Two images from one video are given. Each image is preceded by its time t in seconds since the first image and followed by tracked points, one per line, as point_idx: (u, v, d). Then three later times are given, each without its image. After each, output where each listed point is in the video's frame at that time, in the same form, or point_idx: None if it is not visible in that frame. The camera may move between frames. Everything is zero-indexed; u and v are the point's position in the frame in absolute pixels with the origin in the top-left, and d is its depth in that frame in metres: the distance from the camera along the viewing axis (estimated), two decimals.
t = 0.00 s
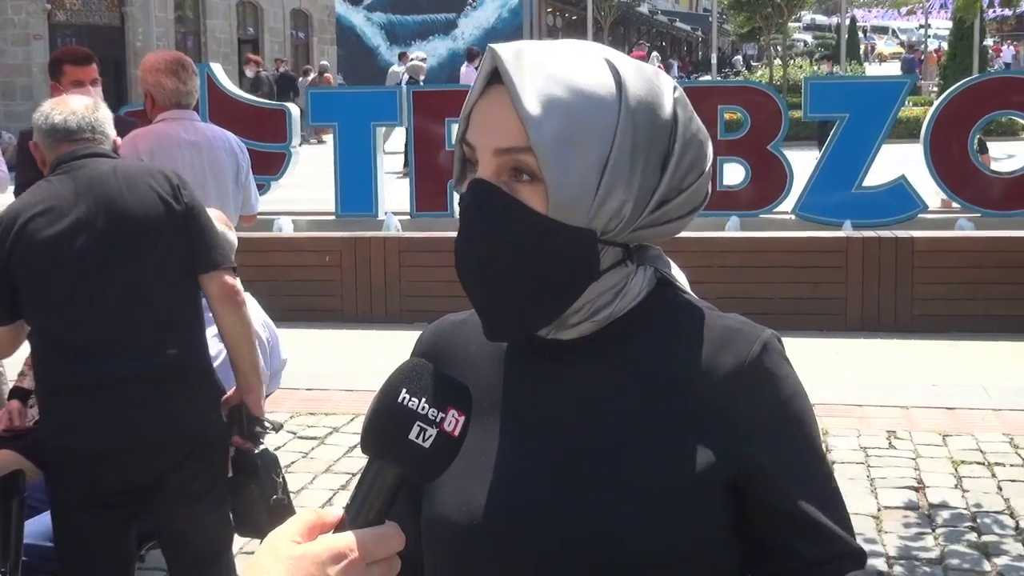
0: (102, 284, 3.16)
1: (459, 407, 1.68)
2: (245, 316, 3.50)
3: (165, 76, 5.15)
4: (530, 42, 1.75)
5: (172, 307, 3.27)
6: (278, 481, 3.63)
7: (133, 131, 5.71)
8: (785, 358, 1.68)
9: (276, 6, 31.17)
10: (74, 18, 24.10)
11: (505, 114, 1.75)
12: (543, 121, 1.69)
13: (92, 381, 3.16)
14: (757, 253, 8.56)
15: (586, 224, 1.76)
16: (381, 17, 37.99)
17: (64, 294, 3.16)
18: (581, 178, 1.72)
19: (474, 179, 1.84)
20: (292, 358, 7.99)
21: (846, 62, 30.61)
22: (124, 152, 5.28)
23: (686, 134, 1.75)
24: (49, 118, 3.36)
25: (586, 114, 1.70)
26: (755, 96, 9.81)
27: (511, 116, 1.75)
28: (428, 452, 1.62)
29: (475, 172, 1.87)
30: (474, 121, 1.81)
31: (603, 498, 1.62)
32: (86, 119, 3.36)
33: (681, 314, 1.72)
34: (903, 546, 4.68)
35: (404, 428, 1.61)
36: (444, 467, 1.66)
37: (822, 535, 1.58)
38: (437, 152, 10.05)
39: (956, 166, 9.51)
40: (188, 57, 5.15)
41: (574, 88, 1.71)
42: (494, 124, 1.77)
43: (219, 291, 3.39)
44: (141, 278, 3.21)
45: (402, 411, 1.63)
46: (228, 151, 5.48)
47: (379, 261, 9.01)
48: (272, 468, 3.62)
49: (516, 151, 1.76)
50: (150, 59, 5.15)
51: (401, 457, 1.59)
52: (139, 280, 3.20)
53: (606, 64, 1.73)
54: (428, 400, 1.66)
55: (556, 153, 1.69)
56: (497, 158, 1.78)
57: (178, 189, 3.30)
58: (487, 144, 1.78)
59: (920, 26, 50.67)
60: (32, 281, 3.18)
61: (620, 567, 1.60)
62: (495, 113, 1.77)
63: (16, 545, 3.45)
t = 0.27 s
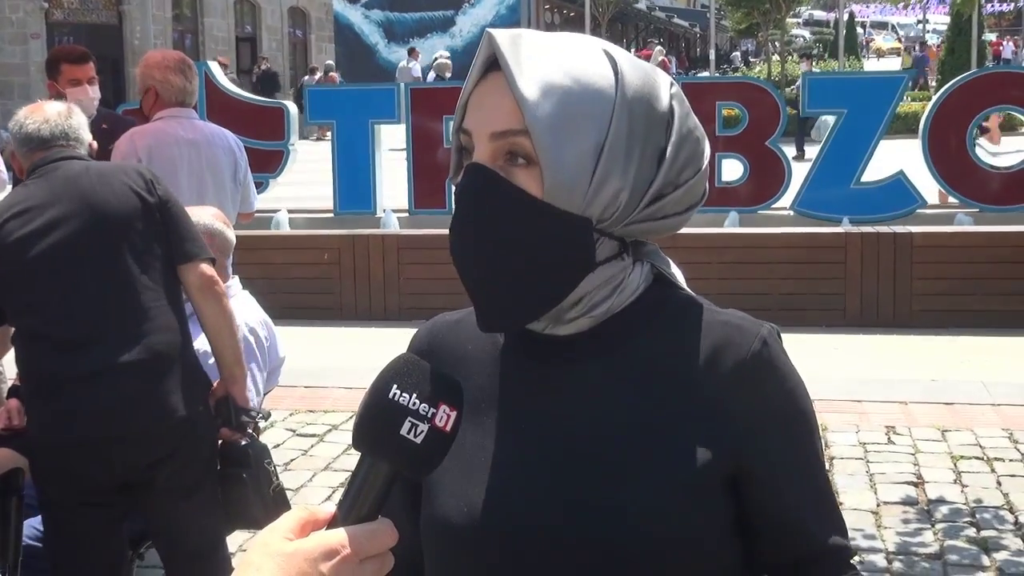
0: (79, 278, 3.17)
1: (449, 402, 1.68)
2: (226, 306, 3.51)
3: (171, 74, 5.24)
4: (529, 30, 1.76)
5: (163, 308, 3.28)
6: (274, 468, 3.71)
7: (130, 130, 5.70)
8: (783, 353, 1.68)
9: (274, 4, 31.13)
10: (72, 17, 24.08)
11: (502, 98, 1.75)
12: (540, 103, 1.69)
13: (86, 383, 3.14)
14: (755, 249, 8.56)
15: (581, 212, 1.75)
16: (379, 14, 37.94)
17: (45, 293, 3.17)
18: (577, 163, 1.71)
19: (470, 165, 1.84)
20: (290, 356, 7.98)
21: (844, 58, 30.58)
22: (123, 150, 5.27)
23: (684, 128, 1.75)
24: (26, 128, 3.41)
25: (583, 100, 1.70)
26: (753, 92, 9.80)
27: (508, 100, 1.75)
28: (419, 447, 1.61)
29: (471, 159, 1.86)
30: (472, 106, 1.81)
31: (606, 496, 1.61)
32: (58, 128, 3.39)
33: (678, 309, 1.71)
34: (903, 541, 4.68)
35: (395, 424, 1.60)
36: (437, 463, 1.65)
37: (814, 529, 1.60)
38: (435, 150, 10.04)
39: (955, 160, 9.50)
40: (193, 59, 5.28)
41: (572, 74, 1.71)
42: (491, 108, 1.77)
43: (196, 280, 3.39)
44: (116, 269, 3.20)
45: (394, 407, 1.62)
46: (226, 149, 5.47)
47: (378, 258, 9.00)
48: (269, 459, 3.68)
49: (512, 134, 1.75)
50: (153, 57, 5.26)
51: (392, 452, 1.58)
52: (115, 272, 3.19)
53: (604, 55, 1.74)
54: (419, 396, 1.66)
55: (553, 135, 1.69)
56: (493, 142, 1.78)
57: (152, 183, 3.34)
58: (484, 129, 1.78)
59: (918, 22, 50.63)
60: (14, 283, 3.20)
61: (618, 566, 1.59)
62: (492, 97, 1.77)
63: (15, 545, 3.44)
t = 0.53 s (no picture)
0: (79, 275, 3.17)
1: (455, 404, 1.69)
2: (225, 300, 3.53)
3: (178, 72, 5.23)
4: (542, 23, 1.76)
5: (165, 304, 3.29)
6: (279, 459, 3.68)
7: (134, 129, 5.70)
8: (788, 354, 1.67)
9: (277, 2, 31.12)
10: (75, 15, 24.10)
11: (514, 88, 1.75)
12: (551, 92, 1.69)
13: (89, 382, 3.13)
14: (758, 248, 8.55)
15: (591, 202, 1.74)
16: (382, 13, 37.94)
17: (43, 291, 3.17)
18: (587, 153, 1.71)
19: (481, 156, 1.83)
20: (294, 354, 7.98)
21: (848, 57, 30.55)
22: (126, 148, 5.27)
23: (693, 124, 1.75)
24: (23, 131, 3.41)
25: (594, 91, 1.70)
26: (757, 91, 9.80)
27: (520, 90, 1.75)
28: (424, 448, 1.62)
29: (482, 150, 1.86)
30: (484, 98, 1.81)
31: (614, 494, 1.61)
32: (56, 132, 3.39)
33: (685, 309, 1.71)
34: (906, 540, 4.68)
35: (402, 425, 1.60)
36: (442, 464, 1.66)
37: (811, 529, 1.62)
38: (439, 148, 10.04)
39: (959, 159, 9.49)
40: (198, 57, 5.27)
41: (583, 66, 1.71)
42: (502, 98, 1.77)
43: (196, 274, 3.41)
44: (117, 265, 3.21)
45: (400, 407, 1.62)
46: (230, 148, 5.48)
47: (381, 257, 9.00)
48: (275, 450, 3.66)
49: (523, 123, 1.75)
50: (158, 55, 5.24)
51: (397, 453, 1.59)
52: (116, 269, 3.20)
53: (615, 49, 1.75)
54: (425, 396, 1.66)
55: (564, 123, 1.68)
56: (504, 132, 1.77)
57: (150, 181, 3.36)
58: (496, 118, 1.78)
59: (922, 20, 50.56)
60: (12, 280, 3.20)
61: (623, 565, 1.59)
62: (504, 88, 1.77)
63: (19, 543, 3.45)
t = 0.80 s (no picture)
0: (81, 274, 3.17)
1: (460, 409, 1.68)
2: (227, 300, 3.52)
3: (176, 72, 5.24)
4: (538, 25, 1.75)
5: (166, 303, 3.29)
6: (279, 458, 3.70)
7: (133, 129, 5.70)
8: (786, 353, 1.67)
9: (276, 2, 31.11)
10: (73, 15, 24.08)
11: (513, 91, 1.75)
12: (549, 97, 1.69)
13: (88, 382, 3.13)
14: (757, 247, 8.55)
15: (590, 205, 1.75)
16: (381, 12, 37.94)
17: (44, 291, 3.16)
18: (586, 156, 1.71)
19: (481, 158, 1.83)
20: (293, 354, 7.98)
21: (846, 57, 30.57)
22: (125, 149, 5.27)
23: (690, 122, 1.75)
24: (25, 134, 3.41)
25: (592, 94, 1.70)
26: (755, 91, 9.81)
27: (518, 94, 1.74)
28: (428, 453, 1.61)
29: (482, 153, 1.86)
30: (482, 101, 1.81)
31: (611, 493, 1.61)
32: (58, 133, 3.39)
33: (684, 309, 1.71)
34: (906, 540, 4.68)
35: (405, 430, 1.60)
36: (447, 468, 1.66)
37: (810, 526, 1.58)
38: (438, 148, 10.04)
39: (957, 157, 9.49)
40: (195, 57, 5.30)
41: (581, 68, 1.71)
42: (500, 102, 1.77)
43: (196, 273, 3.41)
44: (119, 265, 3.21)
45: (403, 412, 1.62)
46: (228, 148, 5.48)
47: (380, 257, 9.00)
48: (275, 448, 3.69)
49: (523, 127, 1.75)
50: (156, 55, 5.25)
51: (402, 458, 1.58)
52: (118, 268, 3.21)
53: (612, 49, 1.74)
54: (429, 401, 1.66)
55: (563, 128, 1.68)
56: (503, 136, 1.77)
57: (151, 181, 3.37)
58: (494, 122, 1.77)
59: (920, 20, 50.60)
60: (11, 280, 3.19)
61: (623, 565, 1.59)
62: (503, 92, 1.76)
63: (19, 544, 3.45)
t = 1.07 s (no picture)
0: (78, 273, 3.17)
1: (456, 400, 1.68)
2: (223, 298, 3.50)
3: (175, 70, 5.25)
4: (537, 25, 1.75)
5: (163, 300, 3.29)
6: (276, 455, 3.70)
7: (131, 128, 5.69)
8: (787, 351, 1.67)
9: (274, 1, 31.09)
10: (71, 14, 24.05)
11: (512, 92, 1.75)
12: (549, 97, 1.68)
13: (84, 379, 3.12)
14: (755, 246, 8.55)
15: (589, 205, 1.75)
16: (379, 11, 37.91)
17: (40, 289, 3.16)
18: (585, 156, 1.71)
19: (480, 159, 1.83)
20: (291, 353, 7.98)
21: (844, 57, 30.56)
22: (123, 147, 5.28)
23: (690, 121, 1.75)
24: (23, 134, 3.41)
25: (591, 94, 1.69)
26: (754, 90, 9.82)
27: (517, 94, 1.74)
28: (424, 444, 1.61)
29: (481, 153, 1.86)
30: (481, 102, 1.80)
31: (610, 490, 1.61)
32: (56, 133, 3.38)
33: (685, 305, 1.71)
34: (904, 539, 4.68)
35: (401, 422, 1.60)
36: (444, 459, 1.66)
37: (813, 525, 1.59)
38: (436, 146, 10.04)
39: (956, 157, 9.49)
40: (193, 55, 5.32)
41: (580, 68, 1.70)
42: (500, 103, 1.76)
43: (193, 272, 3.39)
44: (116, 263, 3.21)
45: (398, 403, 1.61)
46: (227, 147, 5.47)
47: (378, 256, 9.00)
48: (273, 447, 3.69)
49: (522, 128, 1.74)
50: (154, 53, 5.25)
51: (398, 450, 1.59)
52: (114, 266, 3.20)
53: (611, 49, 1.74)
54: (425, 392, 1.65)
55: (561, 128, 1.68)
56: (502, 136, 1.77)
57: (148, 179, 3.37)
58: (493, 123, 1.77)
59: (918, 20, 50.62)
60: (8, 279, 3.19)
61: (622, 562, 1.59)
62: (502, 93, 1.76)
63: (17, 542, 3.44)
